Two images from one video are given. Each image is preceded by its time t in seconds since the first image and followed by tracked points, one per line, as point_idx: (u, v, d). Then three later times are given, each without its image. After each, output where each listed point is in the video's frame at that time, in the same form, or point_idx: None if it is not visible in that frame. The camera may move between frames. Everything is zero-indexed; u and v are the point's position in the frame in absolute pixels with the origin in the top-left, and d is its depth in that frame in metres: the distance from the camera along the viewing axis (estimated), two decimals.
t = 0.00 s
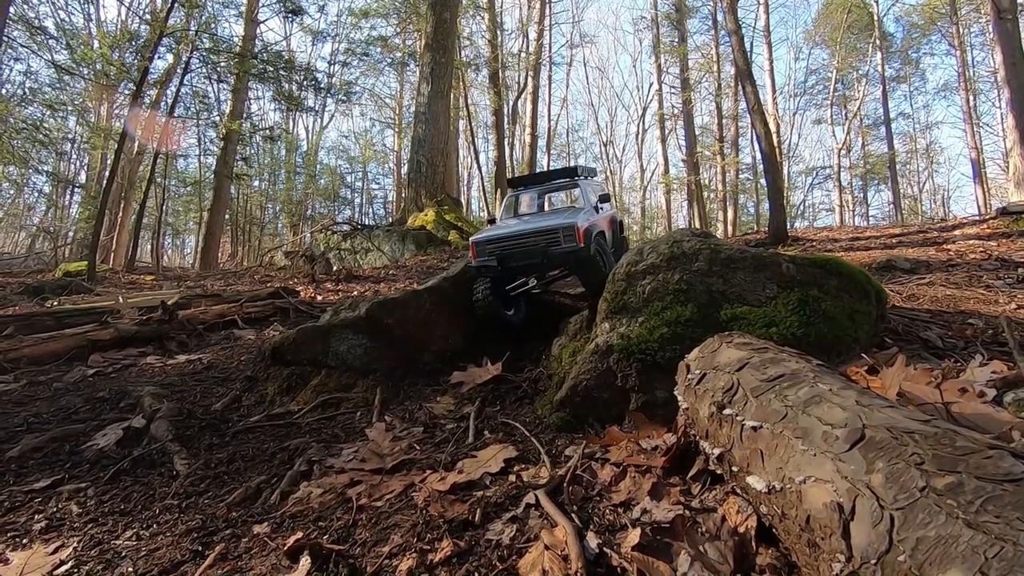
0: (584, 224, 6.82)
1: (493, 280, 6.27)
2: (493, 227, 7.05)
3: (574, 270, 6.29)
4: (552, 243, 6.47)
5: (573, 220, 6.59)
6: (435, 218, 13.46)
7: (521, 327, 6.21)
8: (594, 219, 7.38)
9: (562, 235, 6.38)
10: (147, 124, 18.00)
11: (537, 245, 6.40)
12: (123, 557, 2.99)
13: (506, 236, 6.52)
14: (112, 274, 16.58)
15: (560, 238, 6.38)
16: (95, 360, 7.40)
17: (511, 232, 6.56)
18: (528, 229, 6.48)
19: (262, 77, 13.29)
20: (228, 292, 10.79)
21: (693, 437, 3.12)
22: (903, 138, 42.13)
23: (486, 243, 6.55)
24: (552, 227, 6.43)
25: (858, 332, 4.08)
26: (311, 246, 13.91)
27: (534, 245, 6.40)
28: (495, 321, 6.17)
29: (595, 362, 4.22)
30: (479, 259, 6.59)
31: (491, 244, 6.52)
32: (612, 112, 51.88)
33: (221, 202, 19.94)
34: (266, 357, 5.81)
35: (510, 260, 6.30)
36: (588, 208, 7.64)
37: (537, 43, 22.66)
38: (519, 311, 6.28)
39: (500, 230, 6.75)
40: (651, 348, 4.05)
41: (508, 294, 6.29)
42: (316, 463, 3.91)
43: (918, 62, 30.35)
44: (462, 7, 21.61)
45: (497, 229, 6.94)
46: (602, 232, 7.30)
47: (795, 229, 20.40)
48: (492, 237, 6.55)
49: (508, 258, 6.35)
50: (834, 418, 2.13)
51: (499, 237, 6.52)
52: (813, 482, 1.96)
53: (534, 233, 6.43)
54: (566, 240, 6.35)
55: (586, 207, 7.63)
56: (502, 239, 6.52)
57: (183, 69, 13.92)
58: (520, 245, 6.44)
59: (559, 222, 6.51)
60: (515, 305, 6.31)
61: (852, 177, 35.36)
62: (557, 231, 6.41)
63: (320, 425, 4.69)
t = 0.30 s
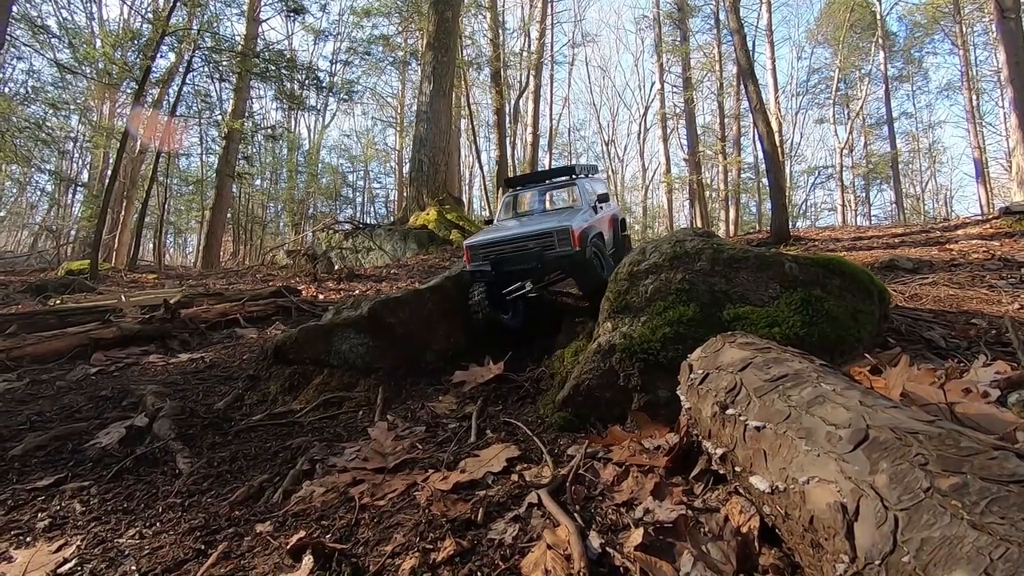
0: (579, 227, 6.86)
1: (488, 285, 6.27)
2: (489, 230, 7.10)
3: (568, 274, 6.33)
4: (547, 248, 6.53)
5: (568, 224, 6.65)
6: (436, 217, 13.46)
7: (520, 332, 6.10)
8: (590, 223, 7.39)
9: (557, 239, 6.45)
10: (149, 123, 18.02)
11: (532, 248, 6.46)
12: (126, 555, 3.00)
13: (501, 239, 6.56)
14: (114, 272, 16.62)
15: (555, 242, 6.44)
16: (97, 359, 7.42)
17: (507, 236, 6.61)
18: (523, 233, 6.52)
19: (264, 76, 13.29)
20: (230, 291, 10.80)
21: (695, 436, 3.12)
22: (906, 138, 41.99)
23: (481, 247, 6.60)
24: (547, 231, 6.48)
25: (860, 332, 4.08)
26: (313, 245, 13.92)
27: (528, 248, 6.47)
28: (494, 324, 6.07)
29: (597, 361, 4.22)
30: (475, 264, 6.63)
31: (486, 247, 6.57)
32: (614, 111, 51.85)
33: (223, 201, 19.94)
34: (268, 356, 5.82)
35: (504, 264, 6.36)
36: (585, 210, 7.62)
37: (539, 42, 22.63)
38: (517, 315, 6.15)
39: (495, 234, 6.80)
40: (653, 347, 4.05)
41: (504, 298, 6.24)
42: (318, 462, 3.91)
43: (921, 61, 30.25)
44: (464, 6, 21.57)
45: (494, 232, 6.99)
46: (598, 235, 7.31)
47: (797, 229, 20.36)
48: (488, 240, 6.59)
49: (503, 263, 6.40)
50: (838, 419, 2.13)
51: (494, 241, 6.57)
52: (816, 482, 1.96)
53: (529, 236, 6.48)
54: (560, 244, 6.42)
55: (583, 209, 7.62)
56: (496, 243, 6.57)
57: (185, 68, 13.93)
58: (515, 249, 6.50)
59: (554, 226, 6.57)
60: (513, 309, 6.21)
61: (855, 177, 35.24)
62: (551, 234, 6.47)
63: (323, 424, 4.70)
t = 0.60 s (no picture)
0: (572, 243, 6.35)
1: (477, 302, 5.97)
2: (478, 246, 6.69)
3: (557, 295, 5.90)
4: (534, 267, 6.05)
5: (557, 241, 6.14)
6: (438, 217, 13.45)
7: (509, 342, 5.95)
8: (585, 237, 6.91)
9: (544, 258, 5.96)
10: (151, 122, 18.05)
11: (519, 267, 6.03)
12: (127, 554, 3.00)
13: (487, 256, 6.15)
14: (116, 271, 16.64)
15: (542, 260, 5.98)
16: (99, 358, 7.43)
17: (493, 252, 6.17)
18: (510, 250, 6.07)
19: (266, 75, 13.28)
20: (231, 290, 10.80)
21: (696, 437, 3.12)
22: (908, 137, 41.86)
23: (467, 264, 6.19)
24: (534, 249, 6.00)
25: (862, 333, 4.07)
26: (314, 244, 13.94)
27: (515, 268, 6.03)
28: (483, 339, 5.90)
29: (598, 362, 4.22)
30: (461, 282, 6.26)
31: (472, 265, 6.17)
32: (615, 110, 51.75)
33: (225, 199, 19.94)
34: (269, 355, 5.83)
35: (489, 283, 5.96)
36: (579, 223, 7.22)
37: (541, 40, 22.59)
38: (505, 329, 5.94)
39: (482, 250, 6.38)
40: (654, 348, 4.05)
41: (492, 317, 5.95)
42: (319, 462, 3.91)
43: (923, 61, 30.16)
44: (466, 5, 21.53)
45: (482, 248, 6.58)
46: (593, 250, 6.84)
47: (799, 228, 20.31)
48: (473, 257, 6.19)
49: (488, 282, 6.00)
50: (838, 420, 2.13)
51: (480, 258, 6.16)
52: (816, 484, 1.96)
53: (516, 255, 6.04)
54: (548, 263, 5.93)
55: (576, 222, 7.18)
56: (482, 260, 6.15)
57: (187, 67, 13.92)
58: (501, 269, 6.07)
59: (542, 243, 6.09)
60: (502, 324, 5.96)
61: (856, 176, 35.15)
62: (538, 253, 5.99)
63: (324, 424, 4.70)
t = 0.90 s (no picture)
0: (548, 274, 5.56)
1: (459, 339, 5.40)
2: (449, 281, 5.86)
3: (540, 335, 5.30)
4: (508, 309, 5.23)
5: (532, 278, 5.32)
6: (439, 216, 13.45)
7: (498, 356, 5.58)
8: (567, 259, 6.12)
9: (517, 302, 5.13)
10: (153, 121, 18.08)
11: (491, 313, 5.22)
12: (129, 550, 3.01)
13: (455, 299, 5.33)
14: (118, 269, 16.65)
15: (516, 306, 5.15)
16: (101, 355, 7.45)
17: (462, 294, 5.36)
18: (481, 292, 5.24)
19: (267, 73, 13.28)
20: (233, 288, 10.81)
21: (698, 434, 3.12)
22: (910, 137, 41.76)
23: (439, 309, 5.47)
24: (506, 293, 5.16)
25: (864, 332, 4.07)
26: (315, 243, 13.95)
27: (487, 313, 5.22)
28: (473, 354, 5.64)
29: (599, 360, 4.22)
30: (434, 327, 5.51)
31: (442, 309, 5.40)
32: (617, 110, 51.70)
33: (227, 198, 19.94)
34: (270, 352, 5.85)
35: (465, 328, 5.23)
36: (564, 232, 6.41)
37: (543, 40, 22.57)
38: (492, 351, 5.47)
39: (452, 290, 5.56)
40: (656, 346, 4.06)
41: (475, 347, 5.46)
42: (321, 458, 3.92)
43: (926, 60, 30.08)
44: (468, 4, 21.51)
45: (453, 284, 5.75)
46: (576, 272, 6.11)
47: (801, 228, 20.30)
48: (444, 300, 5.38)
49: (462, 327, 5.28)
50: (841, 417, 2.13)
51: (449, 301, 5.35)
52: (818, 480, 1.96)
53: (486, 299, 5.21)
54: (522, 308, 5.13)
55: (559, 231, 6.37)
56: (452, 305, 5.34)
57: (189, 66, 13.93)
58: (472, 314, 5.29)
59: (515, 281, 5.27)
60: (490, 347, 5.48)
61: (858, 176, 35.09)
62: (510, 296, 5.15)
63: (325, 421, 4.71)
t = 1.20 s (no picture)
0: (544, 278, 5.40)
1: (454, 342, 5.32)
2: (444, 281, 5.72)
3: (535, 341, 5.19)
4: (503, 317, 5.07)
5: (527, 284, 5.15)
6: (441, 214, 13.47)
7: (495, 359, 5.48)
8: (563, 260, 5.99)
9: (511, 310, 4.98)
10: (155, 119, 18.09)
11: (485, 318, 5.09)
12: (134, 541, 3.03)
13: (450, 303, 5.19)
14: (120, 266, 16.66)
15: (510, 313, 5.00)
16: (104, 351, 7.48)
17: (456, 298, 5.22)
18: (474, 297, 5.10)
19: (270, 71, 13.30)
20: (235, 285, 10.83)
21: (700, 430, 3.12)
22: (913, 137, 41.64)
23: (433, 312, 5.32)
24: (499, 300, 5.01)
25: (868, 329, 4.07)
26: (317, 241, 13.98)
27: (481, 318, 5.09)
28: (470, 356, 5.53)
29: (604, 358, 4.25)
30: (429, 328, 5.43)
31: (436, 311, 5.28)
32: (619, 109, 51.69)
33: (229, 196, 19.94)
34: (274, 348, 5.87)
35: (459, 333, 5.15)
36: (560, 229, 6.29)
37: (545, 39, 22.55)
38: (488, 354, 5.37)
39: (445, 291, 5.44)
40: (659, 342, 4.09)
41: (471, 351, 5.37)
42: (324, 453, 3.93)
43: (929, 60, 30.02)
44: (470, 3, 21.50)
45: (448, 284, 5.62)
46: (573, 274, 5.97)
47: (803, 228, 20.29)
48: (437, 304, 5.25)
49: (455, 332, 5.19)
50: (844, 411, 2.13)
51: (443, 304, 5.23)
52: (822, 474, 1.97)
53: (480, 305, 5.07)
54: (516, 316, 4.98)
55: (555, 229, 6.25)
56: (446, 308, 5.22)
57: (192, 63, 13.93)
58: (467, 318, 5.15)
59: (509, 287, 5.10)
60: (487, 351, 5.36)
61: (860, 176, 35.03)
62: (505, 303, 4.99)
63: (328, 417, 4.72)
